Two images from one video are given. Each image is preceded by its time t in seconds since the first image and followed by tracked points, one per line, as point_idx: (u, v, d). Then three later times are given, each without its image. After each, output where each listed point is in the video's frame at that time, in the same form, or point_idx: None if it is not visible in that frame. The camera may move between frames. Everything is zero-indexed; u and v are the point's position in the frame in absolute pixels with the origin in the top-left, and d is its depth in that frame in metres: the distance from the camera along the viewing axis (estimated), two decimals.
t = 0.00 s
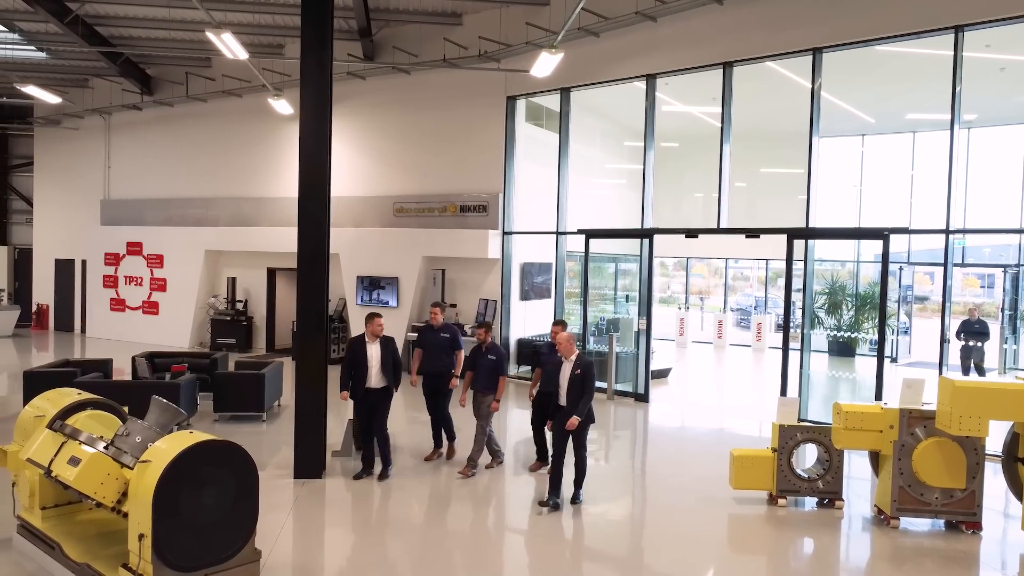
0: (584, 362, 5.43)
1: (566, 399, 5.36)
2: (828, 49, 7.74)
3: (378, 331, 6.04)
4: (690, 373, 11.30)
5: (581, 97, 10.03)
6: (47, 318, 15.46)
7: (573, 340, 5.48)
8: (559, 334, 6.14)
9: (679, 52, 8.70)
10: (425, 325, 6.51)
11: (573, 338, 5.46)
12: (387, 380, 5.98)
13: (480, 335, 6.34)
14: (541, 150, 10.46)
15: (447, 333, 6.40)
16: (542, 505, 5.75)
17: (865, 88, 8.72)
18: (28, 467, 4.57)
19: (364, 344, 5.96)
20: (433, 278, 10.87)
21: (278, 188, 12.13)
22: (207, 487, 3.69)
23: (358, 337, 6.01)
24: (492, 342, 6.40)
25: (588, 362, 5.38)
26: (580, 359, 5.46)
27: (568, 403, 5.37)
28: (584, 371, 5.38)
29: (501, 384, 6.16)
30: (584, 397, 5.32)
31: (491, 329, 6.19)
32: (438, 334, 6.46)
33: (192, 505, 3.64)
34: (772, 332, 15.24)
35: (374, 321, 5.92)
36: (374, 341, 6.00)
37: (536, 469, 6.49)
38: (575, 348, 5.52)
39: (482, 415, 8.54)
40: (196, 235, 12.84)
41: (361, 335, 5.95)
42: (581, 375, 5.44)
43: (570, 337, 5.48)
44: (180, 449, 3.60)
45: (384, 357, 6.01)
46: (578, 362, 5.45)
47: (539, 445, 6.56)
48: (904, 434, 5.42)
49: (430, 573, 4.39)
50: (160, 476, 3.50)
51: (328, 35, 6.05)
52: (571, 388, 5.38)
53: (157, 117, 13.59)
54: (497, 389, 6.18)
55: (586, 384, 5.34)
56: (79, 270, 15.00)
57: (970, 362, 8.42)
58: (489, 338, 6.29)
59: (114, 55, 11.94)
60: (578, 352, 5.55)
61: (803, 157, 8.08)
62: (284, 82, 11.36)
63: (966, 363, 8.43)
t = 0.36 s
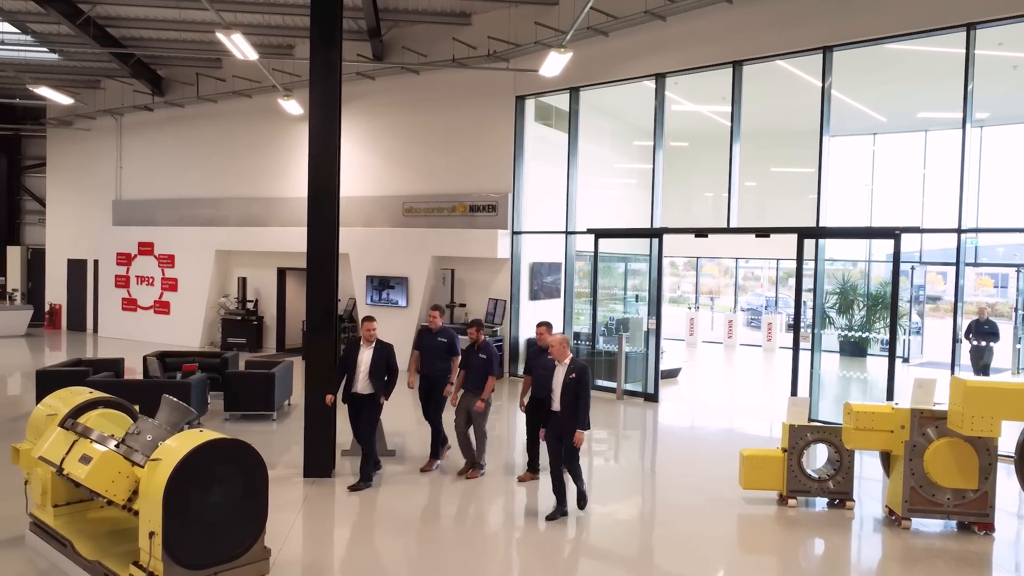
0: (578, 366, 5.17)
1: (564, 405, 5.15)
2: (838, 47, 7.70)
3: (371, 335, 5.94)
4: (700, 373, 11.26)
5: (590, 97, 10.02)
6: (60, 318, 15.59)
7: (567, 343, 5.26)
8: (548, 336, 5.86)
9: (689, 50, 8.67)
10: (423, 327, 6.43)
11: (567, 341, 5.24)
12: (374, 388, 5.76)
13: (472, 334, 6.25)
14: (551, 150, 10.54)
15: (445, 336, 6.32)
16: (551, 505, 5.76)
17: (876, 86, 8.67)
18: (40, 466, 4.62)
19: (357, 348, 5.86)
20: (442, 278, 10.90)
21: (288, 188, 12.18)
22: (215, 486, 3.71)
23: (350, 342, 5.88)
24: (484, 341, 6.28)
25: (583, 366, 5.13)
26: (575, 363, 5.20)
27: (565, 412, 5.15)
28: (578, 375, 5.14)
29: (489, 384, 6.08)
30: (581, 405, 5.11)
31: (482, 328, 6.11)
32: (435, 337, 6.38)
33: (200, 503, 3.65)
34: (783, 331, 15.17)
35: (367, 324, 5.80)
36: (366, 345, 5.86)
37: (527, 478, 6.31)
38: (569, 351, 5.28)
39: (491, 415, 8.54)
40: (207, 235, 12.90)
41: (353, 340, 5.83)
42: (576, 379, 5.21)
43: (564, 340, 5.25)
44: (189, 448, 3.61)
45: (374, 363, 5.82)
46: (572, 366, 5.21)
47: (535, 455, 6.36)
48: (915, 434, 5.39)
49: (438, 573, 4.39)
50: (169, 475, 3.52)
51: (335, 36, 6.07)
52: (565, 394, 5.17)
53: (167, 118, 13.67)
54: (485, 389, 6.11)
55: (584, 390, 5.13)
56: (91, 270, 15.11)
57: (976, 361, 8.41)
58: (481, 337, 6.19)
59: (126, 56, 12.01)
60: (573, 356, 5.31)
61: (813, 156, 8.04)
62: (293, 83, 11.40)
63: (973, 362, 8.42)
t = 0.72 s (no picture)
0: (575, 373, 4.80)
1: (563, 415, 4.76)
2: (852, 45, 7.62)
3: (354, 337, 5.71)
4: (712, 373, 11.22)
5: (600, 96, 9.95)
6: (75, 317, 15.72)
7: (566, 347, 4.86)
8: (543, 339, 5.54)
9: (701, 49, 8.63)
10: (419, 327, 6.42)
11: (566, 345, 4.85)
12: (356, 391, 5.69)
13: (460, 336, 6.05)
14: (561, 149, 10.58)
15: (440, 337, 6.29)
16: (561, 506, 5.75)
17: (890, 85, 8.61)
18: (52, 464, 4.65)
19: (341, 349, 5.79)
20: (453, 278, 10.84)
21: (299, 188, 12.23)
22: (226, 485, 3.72)
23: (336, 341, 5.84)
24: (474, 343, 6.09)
25: (580, 373, 4.75)
26: (572, 370, 4.81)
27: (563, 423, 4.77)
28: (574, 383, 4.76)
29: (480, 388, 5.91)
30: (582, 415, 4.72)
31: (468, 330, 5.88)
32: (431, 338, 6.34)
33: (211, 502, 3.67)
34: (795, 332, 15.09)
35: (351, 325, 5.70)
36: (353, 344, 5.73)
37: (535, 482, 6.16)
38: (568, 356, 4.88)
39: (502, 415, 8.54)
40: (219, 235, 12.98)
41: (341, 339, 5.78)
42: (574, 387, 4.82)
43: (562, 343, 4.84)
44: (199, 448, 3.62)
45: (357, 363, 5.76)
46: (568, 373, 4.83)
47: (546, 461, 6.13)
48: (928, 435, 5.35)
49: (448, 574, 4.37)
50: (179, 475, 3.53)
51: (346, 35, 6.08)
52: (563, 404, 4.79)
53: (180, 119, 13.75)
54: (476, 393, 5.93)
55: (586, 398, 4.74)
56: (105, 270, 15.24)
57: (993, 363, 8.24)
58: (469, 339, 6.00)
59: (139, 57, 12.10)
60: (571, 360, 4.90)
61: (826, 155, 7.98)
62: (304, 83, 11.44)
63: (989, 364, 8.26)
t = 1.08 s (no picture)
0: (572, 375, 4.71)
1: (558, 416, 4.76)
2: (862, 43, 7.58)
3: (330, 336, 5.60)
4: (722, 373, 11.19)
5: (610, 95, 9.94)
6: (86, 317, 15.82)
7: (566, 347, 4.77)
8: (547, 341, 5.47)
9: (710, 48, 8.61)
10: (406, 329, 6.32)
11: (565, 345, 4.77)
12: (332, 389, 5.52)
13: (450, 335, 5.92)
14: (569, 148, 10.46)
15: (428, 338, 6.20)
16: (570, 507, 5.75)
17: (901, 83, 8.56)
18: (62, 463, 4.67)
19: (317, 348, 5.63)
20: (462, 277, 10.89)
21: (309, 188, 12.26)
22: (234, 485, 3.74)
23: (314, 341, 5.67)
24: (464, 343, 5.97)
25: (577, 374, 4.66)
26: (571, 371, 4.73)
27: (558, 422, 4.79)
28: (571, 384, 4.68)
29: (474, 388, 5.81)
30: (576, 417, 4.67)
31: (457, 329, 5.78)
32: (418, 339, 6.25)
33: (219, 502, 3.69)
34: (806, 332, 15.03)
35: (326, 324, 5.53)
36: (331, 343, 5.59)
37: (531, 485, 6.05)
38: (568, 357, 4.80)
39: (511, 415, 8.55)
40: (230, 235, 13.03)
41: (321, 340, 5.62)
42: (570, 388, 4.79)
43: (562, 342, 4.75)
44: (206, 447, 3.64)
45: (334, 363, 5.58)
46: (566, 374, 4.75)
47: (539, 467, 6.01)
48: (939, 436, 5.31)
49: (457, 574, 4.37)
50: (187, 474, 3.55)
51: (353, 35, 6.10)
52: (558, 405, 4.77)
53: (190, 120, 13.82)
54: (472, 395, 5.83)
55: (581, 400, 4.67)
56: (116, 271, 15.33)
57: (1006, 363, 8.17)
58: (459, 339, 5.87)
59: (150, 59, 12.18)
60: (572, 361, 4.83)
61: (837, 154, 7.94)
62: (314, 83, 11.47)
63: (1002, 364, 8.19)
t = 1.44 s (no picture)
0: (558, 379, 4.47)
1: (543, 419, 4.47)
2: (875, 41, 7.53)
3: (313, 335, 5.48)
4: (733, 373, 11.14)
5: (620, 94, 9.92)
6: (99, 316, 15.95)
7: (555, 350, 4.53)
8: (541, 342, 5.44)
9: (721, 46, 8.58)
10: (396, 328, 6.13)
11: (553, 348, 4.53)
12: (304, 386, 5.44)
13: (442, 338, 5.74)
14: (579, 148, 10.56)
15: (418, 337, 6.00)
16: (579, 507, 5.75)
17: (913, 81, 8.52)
18: (76, 460, 4.72)
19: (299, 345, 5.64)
20: (473, 277, 10.92)
21: (319, 188, 12.32)
22: (244, 482, 3.77)
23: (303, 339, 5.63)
24: (457, 346, 5.80)
25: (563, 379, 4.42)
26: (557, 375, 4.47)
27: (541, 431, 4.48)
28: (556, 389, 4.44)
29: (462, 393, 5.60)
30: (559, 424, 4.37)
31: (449, 333, 5.58)
32: (410, 339, 6.06)
33: (229, 499, 3.72)
34: (818, 331, 14.95)
35: (308, 323, 5.47)
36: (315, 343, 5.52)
37: (511, 494, 5.77)
38: (555, 361, 4.55)
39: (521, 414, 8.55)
40: (241, 235, 13.10)
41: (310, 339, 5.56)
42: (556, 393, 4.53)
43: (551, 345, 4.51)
44: (217, 444, 3.67)
45: (314, 362, 5.51)
46: (552, 378, 4.50)
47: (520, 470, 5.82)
48: (952, 435, 5.29)
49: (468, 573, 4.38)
50: (198, 471, 3.58)
51: (364, 36, 6.12)
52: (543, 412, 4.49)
53: (202, 120, 13.91)
54: (459, 399, 5.59)
55: (565, 406, 4.40)
56: (129, 270, 15.44)
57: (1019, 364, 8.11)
58: (451, 342, 5.68)
59: (163, 59, 12.25)
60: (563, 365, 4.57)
61: (849, 153, 7.88)
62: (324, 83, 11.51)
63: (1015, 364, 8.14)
